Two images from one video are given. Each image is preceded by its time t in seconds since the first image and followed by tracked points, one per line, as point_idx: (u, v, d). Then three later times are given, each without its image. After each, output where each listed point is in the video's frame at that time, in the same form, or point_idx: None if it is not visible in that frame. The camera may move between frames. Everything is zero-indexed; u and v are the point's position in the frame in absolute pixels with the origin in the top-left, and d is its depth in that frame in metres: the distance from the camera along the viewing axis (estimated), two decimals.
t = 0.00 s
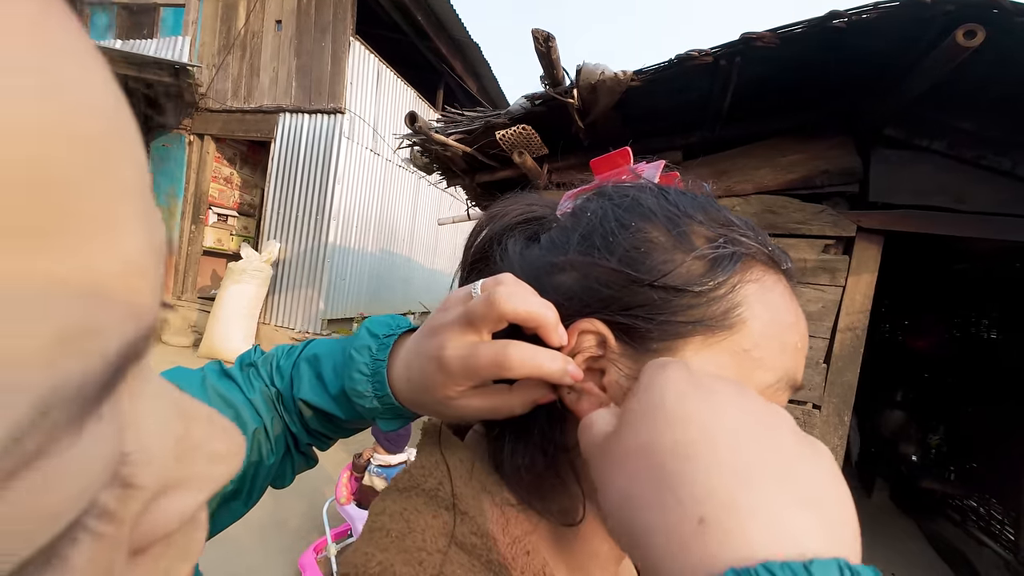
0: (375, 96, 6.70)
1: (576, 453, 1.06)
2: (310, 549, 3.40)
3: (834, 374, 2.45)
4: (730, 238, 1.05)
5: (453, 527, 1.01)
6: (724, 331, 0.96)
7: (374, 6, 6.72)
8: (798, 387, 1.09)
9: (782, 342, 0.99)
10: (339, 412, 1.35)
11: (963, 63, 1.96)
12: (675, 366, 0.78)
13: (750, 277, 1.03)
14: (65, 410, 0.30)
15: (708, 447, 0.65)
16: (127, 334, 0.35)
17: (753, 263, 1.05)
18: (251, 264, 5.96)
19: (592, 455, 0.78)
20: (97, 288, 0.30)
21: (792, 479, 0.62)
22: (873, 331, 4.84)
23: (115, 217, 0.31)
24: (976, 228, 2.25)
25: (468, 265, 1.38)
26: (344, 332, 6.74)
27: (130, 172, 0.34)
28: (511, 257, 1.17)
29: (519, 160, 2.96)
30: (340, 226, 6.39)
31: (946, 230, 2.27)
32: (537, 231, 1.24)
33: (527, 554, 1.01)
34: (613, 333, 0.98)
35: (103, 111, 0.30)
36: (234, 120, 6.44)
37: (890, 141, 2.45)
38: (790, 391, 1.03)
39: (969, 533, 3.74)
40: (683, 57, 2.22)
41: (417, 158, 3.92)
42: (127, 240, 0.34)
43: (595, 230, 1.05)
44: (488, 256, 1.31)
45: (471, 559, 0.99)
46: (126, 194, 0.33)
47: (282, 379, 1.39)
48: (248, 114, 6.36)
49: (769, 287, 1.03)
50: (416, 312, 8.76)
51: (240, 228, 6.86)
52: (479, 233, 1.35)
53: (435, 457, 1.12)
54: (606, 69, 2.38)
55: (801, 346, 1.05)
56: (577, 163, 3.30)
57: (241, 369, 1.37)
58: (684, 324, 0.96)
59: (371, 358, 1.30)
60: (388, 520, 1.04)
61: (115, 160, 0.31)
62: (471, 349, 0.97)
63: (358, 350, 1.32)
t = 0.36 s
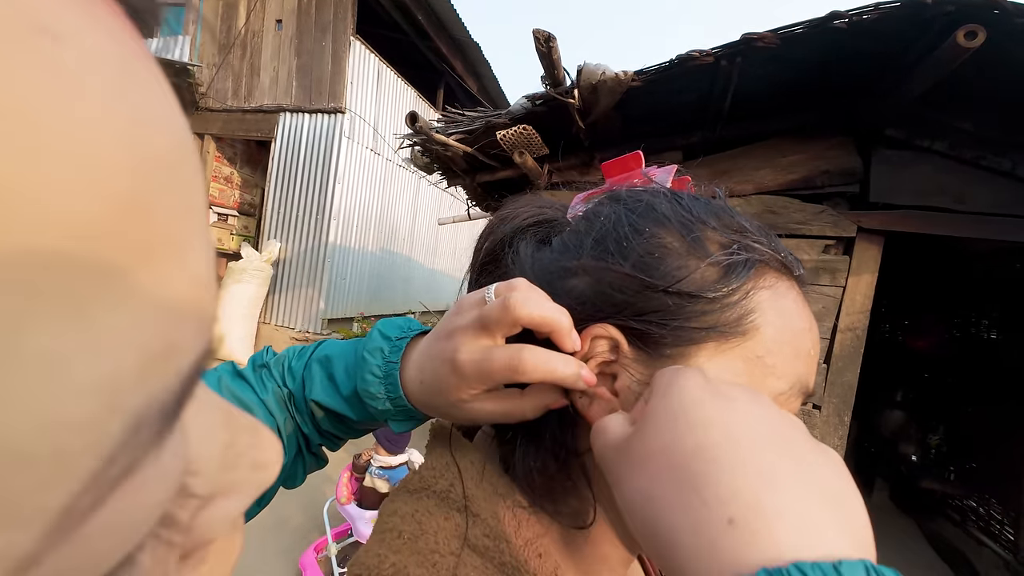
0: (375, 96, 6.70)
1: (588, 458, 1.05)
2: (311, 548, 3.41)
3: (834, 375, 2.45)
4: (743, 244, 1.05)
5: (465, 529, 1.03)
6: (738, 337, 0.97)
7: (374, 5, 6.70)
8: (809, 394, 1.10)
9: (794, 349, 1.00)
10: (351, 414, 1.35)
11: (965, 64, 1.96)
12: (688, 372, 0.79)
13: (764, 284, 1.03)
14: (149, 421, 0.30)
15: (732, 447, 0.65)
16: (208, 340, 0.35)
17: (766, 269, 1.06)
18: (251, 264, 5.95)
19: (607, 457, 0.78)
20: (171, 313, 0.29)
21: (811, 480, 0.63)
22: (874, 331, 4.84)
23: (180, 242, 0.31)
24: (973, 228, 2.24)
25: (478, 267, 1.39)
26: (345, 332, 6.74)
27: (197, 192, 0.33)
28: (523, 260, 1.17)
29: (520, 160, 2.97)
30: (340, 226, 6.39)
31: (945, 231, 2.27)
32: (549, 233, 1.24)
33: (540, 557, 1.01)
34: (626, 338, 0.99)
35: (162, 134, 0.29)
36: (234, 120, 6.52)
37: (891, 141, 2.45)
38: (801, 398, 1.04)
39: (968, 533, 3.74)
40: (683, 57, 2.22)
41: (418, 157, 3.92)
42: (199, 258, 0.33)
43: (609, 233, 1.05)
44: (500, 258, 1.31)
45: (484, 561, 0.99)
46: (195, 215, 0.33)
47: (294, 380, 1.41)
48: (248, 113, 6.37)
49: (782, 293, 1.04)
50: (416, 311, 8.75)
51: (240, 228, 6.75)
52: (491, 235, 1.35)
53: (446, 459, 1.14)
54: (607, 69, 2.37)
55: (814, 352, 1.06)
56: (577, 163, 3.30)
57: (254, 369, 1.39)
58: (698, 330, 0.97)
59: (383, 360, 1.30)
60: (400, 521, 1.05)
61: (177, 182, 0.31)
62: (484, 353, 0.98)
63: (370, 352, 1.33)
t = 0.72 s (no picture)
0: (375, 96, 6.71)
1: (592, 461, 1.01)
2: (311, 549, 3.42)
3: (832, 376, 2.46)
4: (742, 259, 1.07)
5: (468, 531, 1.04)
6: (734, 350, 0.98)
7: (375, 5, 6.70)
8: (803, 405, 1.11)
9: (788, 361, 1.02)
10: (363, 421, 1.36)
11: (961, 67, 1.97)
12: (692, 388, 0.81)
13: (761, 297, 1.05)
14: (193, 453, 0.37)
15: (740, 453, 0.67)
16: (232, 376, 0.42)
17: (763, 284, 1.07)
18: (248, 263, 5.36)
19: (613, 457, 0.79)
20: (210, 347, 0.36)
21: (811, 490, 0.65)
22: (873, 332, 4.85)
23: (215, 282, 0.37)
24: (970, 230, 2.25)
25: (481, 276, 1.39)
26: (345, 332, 6.75)
27: (223, 234, 0.40)
28: (528, 270, 1.19)
29: (520, 161, 3.00)
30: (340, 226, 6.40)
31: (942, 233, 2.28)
32: (551, 244, 1.25)
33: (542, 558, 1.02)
34: (627, 348, 1.00)
35: (190, 189, 0.36)
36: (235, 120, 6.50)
37: (890, 144, 2.46)
38: (795, 408, 1.05)
39: (966, 534, 3.74)
40: (682, 60, 2.24)
41: (418, 158, 3.93)
42: (233, 295, 0.40)
43: (611, 246, 1.07)
44: (503, 267, 1.32)
45: (486, 562, 1.01)
46: (223, 257, 0.39)
47: (307, 387, 1.41)
48: (248, 113, 6.37)
49: (778, 307, 1.06)
50: (416, 312, 8.75)
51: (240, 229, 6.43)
52: (493, 244, 1.36)
53: (450, 461, 1.16)
54: (606, 72, 2.38)
55: (807, 364, 1.07)
56: (575, 163, 3.31)
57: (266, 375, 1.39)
58: (696, 342, 0.98)
59: (397, 370, 1.29)
60: (405, 522, 1.08)
61: (205, 234, 0.37)
62: (498, 370, 0.96)
63: (384, 361, 1.33)
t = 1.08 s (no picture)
0: (376, 96, 6.70)
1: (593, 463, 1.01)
2: (311, 548, 3.42)
3: (833, 376, 2.46)
4: (745, 259, 1.07)
5: (473, 527, 1.04)
6: (737, 349, 0.98)
7: (376, 5, 6.70)
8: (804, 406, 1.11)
9: (791, 361, 1.02)
10: (374, 423, 1.36)
11: (962, 68, 1.97)
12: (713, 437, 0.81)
13: (764, 297, 1.05)
14: (215, 445, 0.35)
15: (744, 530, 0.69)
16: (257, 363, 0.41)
17: (766, 284, 1.07)
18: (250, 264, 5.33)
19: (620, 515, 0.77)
20: (229, 346, 0.35)
21: None
22: (873, 332, 4.85)
23: (236, 285, 0.36)
24: (969, 230, 2.26)
25: (485, 275, 1.39)
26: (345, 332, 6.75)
27: (245, 234, 0.38)
28: (533, 269, 1.18)
29: (520, 161, 2.99)
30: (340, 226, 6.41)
31: (941, 233, 2.29)
32: (556, 243, 1.25)
33: (544, 555, 1.04)
34: (631, 345, 1.01)
35: (223, 199, 0.35)
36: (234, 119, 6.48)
37: (890, 144, 2.46)
38: (796, 409, 1.05)
39: (966, 534, 3.74)
40: (683, 61, 2.24)
41: (418, 158, 3.93)
42: (249, 294, 0.38)
43: (616, 245, 1.07)
44: (508, 266, 1.31)
45: (490, 558, 1.02)
46: (243, 257, 0.38)
47: (318, 389, 1.42)
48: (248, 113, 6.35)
49: (781, 307, 1.06)
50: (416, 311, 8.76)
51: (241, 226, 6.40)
52: (498, 244, 1.36)
53: (454, 459, 1.15)
54: (608, 72, 2.38)
55: (810, 365, 1.07)
56: (576, 164, 3.31)
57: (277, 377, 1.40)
58: (699, 341, 0.98)
59: (409, 371, 1.30)
60: (408, 519, 1.07)
61: (230, 238, 0.35)
62: (508, 365, 0.97)
63: (396, 363, 1.33)
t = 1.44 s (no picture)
0: (376, 95, 6.70)
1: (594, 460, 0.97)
2: (310, 548, 3.41)
3: (833, 377, 2.46)
4: (745, 258, 1.07)
5: (472, 526, 1.03)
6: (736, 347, 0.98)
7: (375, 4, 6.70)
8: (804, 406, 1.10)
9: (791, 360, 1.01)
10: (375, 424, 1.35)
11: (964, 68, 1.97)
12: (706, 469, 0.82)
13: (764, 296, 1.05)
14: (239, 469, 0.35)
15: None
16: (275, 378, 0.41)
17: (767, 283, 1.07)
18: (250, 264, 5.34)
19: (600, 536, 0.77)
20: (254, 366, 0.35)
21: None
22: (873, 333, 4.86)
23: (262, 304, 0.37)
24: (969, 231, 2.27)
25: (486, 274, 1.38)
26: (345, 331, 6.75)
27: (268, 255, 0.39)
28: (533, 268, 1.18)
29: (521, 161, 2.98)
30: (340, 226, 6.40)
31: (942, 234, 2.29)
32: (557, 242, 1.25)
33: (544, 555, 1.02)
34: (629, 343, 1.00)
35: (248, 220, 0.35)
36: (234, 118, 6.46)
37: (890, 144, 2.45)
38: (796, 409, 1.04)
39: (965, 535, 3.74)
40: (684, 60, 2.24)
41: (418, 158, 3.93)
42: (270, 314, 0.39)
43: (616, 243, 1.07)
44: (509, 265, 1.31)
45: (490, 558, 1.01)
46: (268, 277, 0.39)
47: (318, 390, 1.43)
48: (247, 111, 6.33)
49: (782, 306, 1.05)
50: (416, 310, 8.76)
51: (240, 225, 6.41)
52: (500, 243, 1.36)
53: (453, 458, 1.14)
54: (608, 71, 2.37)
55: (811, 365, 1.07)
56: (576, 163, 3.30)
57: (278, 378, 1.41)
58: (698, 339, 0.98)
59: (411, 372, 1.30)
60: (408, 518, 1.07)
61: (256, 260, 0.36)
62: (508, 360, 0.98)
63: (397, 364, 1.33)
